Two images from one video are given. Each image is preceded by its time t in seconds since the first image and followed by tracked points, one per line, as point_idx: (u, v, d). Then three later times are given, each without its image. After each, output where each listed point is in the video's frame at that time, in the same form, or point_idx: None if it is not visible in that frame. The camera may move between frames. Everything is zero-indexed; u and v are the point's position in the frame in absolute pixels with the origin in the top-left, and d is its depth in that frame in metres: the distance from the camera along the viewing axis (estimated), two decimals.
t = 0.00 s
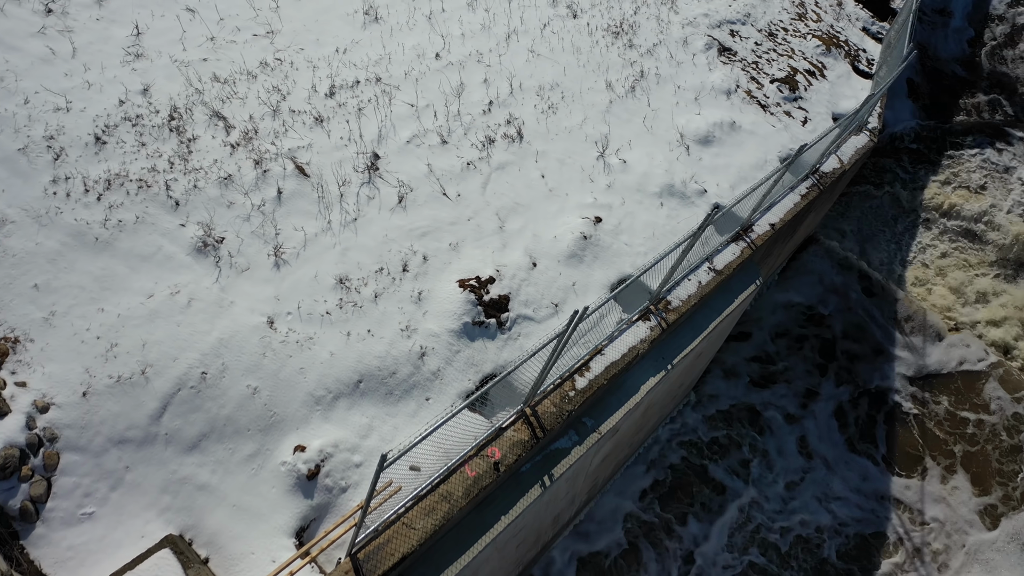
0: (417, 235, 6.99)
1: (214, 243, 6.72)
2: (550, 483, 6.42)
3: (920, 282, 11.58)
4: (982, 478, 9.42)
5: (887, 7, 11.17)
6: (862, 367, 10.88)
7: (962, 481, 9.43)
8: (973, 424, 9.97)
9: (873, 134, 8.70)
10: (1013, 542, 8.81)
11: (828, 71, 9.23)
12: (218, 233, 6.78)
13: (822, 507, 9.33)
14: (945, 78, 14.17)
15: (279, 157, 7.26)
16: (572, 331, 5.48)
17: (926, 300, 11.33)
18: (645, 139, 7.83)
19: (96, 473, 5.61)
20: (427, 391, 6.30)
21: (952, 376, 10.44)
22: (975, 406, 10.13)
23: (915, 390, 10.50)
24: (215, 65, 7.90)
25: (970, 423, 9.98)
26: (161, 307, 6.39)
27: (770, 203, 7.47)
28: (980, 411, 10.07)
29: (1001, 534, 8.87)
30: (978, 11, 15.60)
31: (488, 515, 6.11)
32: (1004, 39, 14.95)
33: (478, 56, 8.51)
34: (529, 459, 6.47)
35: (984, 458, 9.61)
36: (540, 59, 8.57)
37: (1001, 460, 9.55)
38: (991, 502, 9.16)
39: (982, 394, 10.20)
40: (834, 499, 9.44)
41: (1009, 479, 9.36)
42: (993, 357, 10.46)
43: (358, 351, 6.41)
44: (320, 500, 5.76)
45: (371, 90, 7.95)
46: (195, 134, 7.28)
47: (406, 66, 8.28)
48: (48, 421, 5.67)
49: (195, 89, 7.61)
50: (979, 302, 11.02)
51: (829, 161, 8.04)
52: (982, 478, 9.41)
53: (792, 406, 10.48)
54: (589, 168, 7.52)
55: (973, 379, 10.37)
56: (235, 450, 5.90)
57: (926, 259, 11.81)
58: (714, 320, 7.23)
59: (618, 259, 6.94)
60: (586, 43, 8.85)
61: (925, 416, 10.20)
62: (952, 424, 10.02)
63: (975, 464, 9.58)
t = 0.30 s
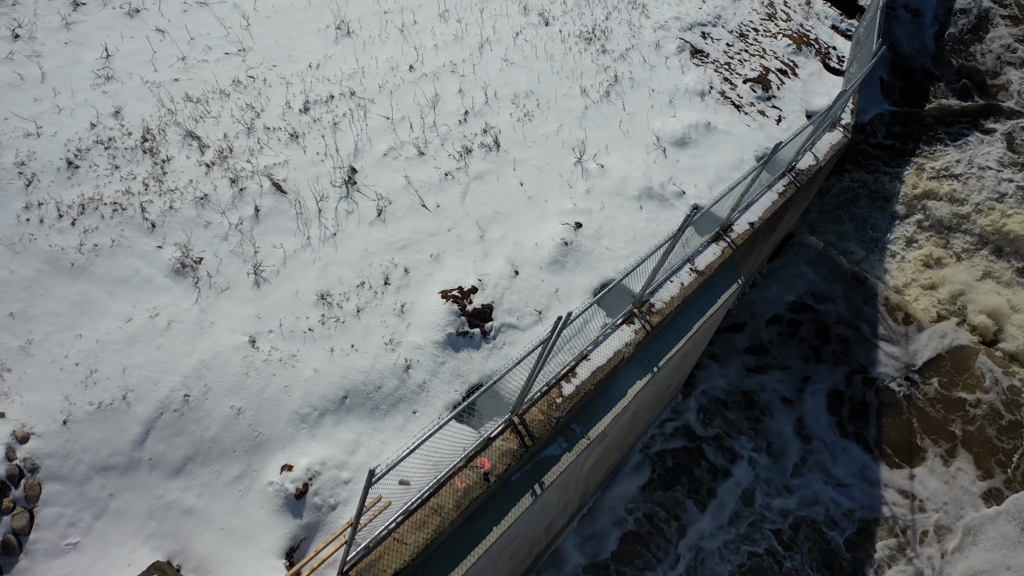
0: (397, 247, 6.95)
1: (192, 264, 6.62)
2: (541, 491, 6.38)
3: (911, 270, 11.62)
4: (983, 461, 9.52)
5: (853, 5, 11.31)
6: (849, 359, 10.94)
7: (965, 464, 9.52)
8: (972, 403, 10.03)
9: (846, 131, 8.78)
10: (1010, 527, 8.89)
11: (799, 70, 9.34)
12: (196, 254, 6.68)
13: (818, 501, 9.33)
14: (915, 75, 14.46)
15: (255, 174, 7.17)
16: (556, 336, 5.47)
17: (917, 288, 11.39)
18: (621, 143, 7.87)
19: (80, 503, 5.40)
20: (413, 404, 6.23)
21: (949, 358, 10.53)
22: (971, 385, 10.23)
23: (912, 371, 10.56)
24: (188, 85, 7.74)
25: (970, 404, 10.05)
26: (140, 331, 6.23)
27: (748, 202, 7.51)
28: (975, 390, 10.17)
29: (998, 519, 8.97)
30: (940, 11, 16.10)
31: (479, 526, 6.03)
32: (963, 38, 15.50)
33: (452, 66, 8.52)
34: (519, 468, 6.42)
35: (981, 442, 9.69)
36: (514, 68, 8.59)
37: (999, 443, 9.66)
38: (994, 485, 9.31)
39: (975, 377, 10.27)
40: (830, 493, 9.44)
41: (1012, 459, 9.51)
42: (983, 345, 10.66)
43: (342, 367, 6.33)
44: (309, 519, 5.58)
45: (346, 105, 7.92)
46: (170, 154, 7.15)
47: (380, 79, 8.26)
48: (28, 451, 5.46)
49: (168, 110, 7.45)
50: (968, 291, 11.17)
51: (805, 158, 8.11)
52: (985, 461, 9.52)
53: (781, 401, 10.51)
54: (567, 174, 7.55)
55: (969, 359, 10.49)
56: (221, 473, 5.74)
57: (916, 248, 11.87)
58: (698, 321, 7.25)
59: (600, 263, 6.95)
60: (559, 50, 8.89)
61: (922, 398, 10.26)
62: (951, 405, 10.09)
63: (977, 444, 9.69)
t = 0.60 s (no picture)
0: (379, 267, 6.90)
1: (172, 291, 6.51)
2: (532, 507, 6.29)
3: (898, 268, 11.93)
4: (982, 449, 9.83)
5: (824, 11, 11.43)
6: (835, 360, 11.09)
7: (967, 453, 9.81)
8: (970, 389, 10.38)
9: (823, 135, 8.85)
10: (997, 522, 9.13)
11: (774, 77, 9.45)
12: (176, 280, 6.58)
13: (810, 504, 9.48)
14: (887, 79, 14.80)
15: (234, 199, 7.11)
16: (542, 349, 5.45)
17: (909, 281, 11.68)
18: (600, 155, 7.93)
19: (63, 538, 5.18)
20: (401, 423, 6.14)
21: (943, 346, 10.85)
22: (965, 373, 10.56)
23: (914, 358, 10.76)
24: (163, 111, 7.70)
25: (965, 393, 10.35)
26: (121, 360, 6.08)
27: (728, 210, 7.57)
28: (971, 377, 10.52)
29: (983, 515, 9.24)
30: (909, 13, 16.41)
31: (472, 545, 5.92)
32: (932, 41, 15.87)
33: (429, 84, 8.55)
34: (509, 485, 6.33)
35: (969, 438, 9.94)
36: (491, 83, 8.63)
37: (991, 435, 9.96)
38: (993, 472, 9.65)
39: (959, 369, 10.61)
40: (822, 496, 9.58)
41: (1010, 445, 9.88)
42: (971, 336, 11.05)
43: (328, 390, 6.20)
44: (299, 545, 5.37)
45: (324, 125, 7.90)
46: (146, 181, 7.08)
47: (358, 99, 8.26)
48: (8, 487, 5.25)
49: (144, 137, 7.41)
50: (957, 283, 11.50)
51: (783, 164, 8.17)
52: (985, 447, 9.85)
53: (770, 405, 10.63)
54: (548, 188, 7.57)
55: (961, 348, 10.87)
56: (207, 501, 5.53)
57: (905, 243, 12.27)
58: (684, 330, 7.27)
59: (583, 275, 6.96)
60: (536, 65, 8.95)
61: (920, 388, 10.51)
62: (949, 394, 10.40)
63: (977, 433, 9.98)
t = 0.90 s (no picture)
0: (364, 286, 6.85)
1: (155, 318, 6.42)
2: (525, 524, 6.18)
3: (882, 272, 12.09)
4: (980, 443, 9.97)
5: (801, 20, 12.08)
6: (827, 363, 11.08)
7: (967, 445, 9.96)
8: (968, 380, 10.47)
9: (804, 144, 8.92)
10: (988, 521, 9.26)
11: (752, 87, 9.61)
12: (159, 306, 6.49)
13: (803, 510, 9.53)
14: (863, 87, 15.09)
15: (216, 222, 7.06)
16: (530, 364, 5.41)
17: (900, 279, 11.92)
18: (583, 169, 7.97)
19: None
20: (390, 444, 6.05)
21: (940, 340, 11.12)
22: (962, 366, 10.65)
23: (911, 354, 10.76)
24: (143, 137, 7.67)
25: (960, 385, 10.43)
26: (104, 390, 5.92)
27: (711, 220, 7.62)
28: (964, 364, 10.66)
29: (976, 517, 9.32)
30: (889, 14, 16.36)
31: (465, 565, 5.75)
32: (911, 44, 15.97)
33: (410, 102, 8.57)
34: (501, 503, 6.21)
35: (961, 437, 10.02)
36: (472, 100, 8.67)
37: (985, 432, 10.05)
38: (992, 466, 9.78)
39: (949, 361, 10.67)
40: (815, 502, 9.62)
41: (1010, 437, 10.00)
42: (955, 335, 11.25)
43: (315, 412, 6.10)
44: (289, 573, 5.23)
45: (306, 146, 7.89)
46: (127, 208, 7.02)
47: (339, 119, 8.26)
48: None
49: (124, 163, 7.36)
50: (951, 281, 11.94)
51: (765, 173, 8.24)
52: (986, 439, 9.98)
53: (762, 411, 10.62)
54: (532, 203, 7.58)
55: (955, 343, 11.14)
56: (195, 530, 5.38)
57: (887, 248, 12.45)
58: (672, 341, 7.26)
59: (570, 289, 6.95)
60: (516, 80, 9.01)
61: (919, 382, 10.54)
62: (951, 385, 10.44)
63: (974, 425, 10.09)
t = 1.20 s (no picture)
0: (351, 307, 6.79)
1: (139, 344, 6.30)
2: (519, 543, 6.02)
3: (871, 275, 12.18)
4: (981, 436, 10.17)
5: (778, 30, 12.67)
6: (811, 370, 11.31)
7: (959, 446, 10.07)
8: (963, 374, 10.74)
9: (785, 152, 9.00)
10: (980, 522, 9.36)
11: (733, 97, 9.76)
12: (143, 333, 6.39)
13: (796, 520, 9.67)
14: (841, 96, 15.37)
15: (199, 246, 7.01)
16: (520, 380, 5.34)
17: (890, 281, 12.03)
18: (567, 184, 8.02)
19: None
20: (381, 465, 5.92)
21: (935, 339, 11.26)
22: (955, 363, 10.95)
23: (895, 359, 10.92)
24: (124, 162, 7.63)
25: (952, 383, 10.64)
26: (87, 419, 5.76)
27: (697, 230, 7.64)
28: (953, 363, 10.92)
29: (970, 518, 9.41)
30: (862, 26, 16.74)
31: None
32: (888, 51, 16.20)
33: (393, 121, 8.59)
34: (494, 521, 6.07)
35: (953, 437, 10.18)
36: (454, 118, 8.72)
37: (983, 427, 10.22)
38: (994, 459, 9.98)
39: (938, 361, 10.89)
40: (807, 511, 9.75)
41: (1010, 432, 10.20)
42: (943, 332, 11.32)
43: (303, 436, 5.96)
44: None
45: (288, 168, 7.88)
46: (109, 234, 6.96)
47: (321, 140, 8.25)
48: None
49: (105, 189, 7.31)
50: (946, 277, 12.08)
51: (748, 183, 8.29)
52: (988, 433, 10.19)
53: (752, 421, 10.76)
54: (517, 219, 7.60)
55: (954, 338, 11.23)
56: (182, 561, 5.21)
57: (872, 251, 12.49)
58: (660, 353, 7.26)
59: (557, 304, 6.95)
60: (498, 97, 9.07)
61: (916, 378, 10.73)
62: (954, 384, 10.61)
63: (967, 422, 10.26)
